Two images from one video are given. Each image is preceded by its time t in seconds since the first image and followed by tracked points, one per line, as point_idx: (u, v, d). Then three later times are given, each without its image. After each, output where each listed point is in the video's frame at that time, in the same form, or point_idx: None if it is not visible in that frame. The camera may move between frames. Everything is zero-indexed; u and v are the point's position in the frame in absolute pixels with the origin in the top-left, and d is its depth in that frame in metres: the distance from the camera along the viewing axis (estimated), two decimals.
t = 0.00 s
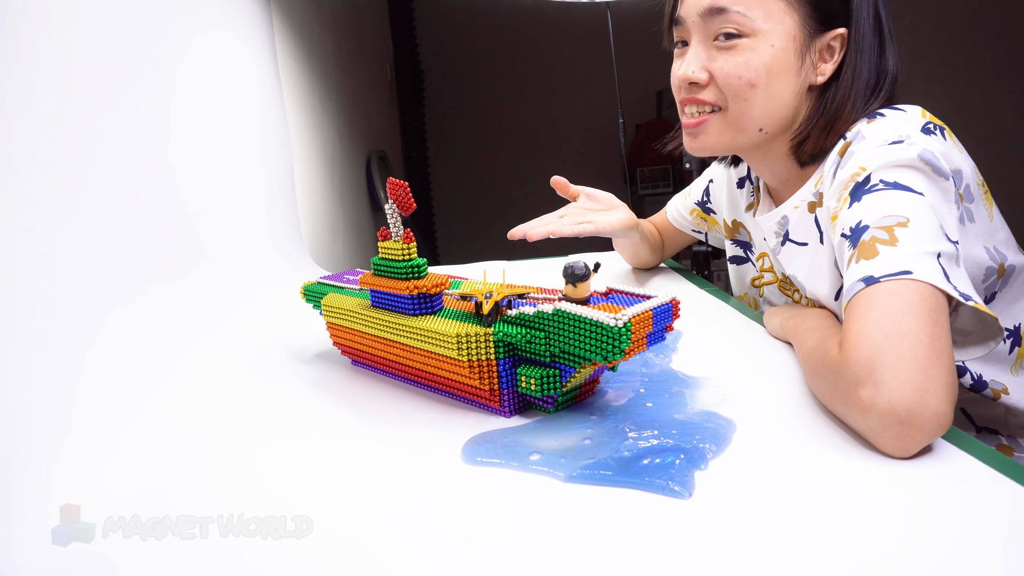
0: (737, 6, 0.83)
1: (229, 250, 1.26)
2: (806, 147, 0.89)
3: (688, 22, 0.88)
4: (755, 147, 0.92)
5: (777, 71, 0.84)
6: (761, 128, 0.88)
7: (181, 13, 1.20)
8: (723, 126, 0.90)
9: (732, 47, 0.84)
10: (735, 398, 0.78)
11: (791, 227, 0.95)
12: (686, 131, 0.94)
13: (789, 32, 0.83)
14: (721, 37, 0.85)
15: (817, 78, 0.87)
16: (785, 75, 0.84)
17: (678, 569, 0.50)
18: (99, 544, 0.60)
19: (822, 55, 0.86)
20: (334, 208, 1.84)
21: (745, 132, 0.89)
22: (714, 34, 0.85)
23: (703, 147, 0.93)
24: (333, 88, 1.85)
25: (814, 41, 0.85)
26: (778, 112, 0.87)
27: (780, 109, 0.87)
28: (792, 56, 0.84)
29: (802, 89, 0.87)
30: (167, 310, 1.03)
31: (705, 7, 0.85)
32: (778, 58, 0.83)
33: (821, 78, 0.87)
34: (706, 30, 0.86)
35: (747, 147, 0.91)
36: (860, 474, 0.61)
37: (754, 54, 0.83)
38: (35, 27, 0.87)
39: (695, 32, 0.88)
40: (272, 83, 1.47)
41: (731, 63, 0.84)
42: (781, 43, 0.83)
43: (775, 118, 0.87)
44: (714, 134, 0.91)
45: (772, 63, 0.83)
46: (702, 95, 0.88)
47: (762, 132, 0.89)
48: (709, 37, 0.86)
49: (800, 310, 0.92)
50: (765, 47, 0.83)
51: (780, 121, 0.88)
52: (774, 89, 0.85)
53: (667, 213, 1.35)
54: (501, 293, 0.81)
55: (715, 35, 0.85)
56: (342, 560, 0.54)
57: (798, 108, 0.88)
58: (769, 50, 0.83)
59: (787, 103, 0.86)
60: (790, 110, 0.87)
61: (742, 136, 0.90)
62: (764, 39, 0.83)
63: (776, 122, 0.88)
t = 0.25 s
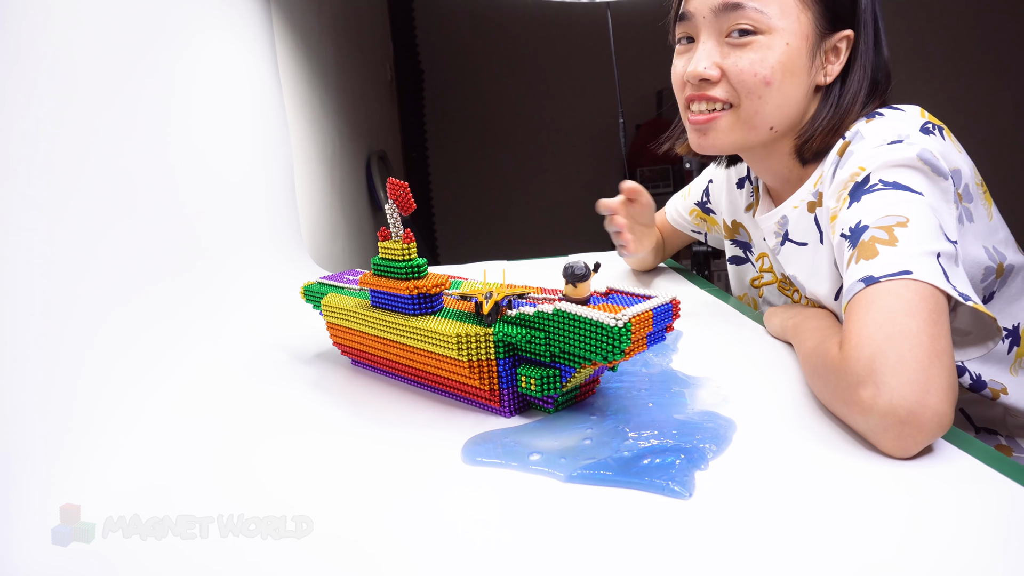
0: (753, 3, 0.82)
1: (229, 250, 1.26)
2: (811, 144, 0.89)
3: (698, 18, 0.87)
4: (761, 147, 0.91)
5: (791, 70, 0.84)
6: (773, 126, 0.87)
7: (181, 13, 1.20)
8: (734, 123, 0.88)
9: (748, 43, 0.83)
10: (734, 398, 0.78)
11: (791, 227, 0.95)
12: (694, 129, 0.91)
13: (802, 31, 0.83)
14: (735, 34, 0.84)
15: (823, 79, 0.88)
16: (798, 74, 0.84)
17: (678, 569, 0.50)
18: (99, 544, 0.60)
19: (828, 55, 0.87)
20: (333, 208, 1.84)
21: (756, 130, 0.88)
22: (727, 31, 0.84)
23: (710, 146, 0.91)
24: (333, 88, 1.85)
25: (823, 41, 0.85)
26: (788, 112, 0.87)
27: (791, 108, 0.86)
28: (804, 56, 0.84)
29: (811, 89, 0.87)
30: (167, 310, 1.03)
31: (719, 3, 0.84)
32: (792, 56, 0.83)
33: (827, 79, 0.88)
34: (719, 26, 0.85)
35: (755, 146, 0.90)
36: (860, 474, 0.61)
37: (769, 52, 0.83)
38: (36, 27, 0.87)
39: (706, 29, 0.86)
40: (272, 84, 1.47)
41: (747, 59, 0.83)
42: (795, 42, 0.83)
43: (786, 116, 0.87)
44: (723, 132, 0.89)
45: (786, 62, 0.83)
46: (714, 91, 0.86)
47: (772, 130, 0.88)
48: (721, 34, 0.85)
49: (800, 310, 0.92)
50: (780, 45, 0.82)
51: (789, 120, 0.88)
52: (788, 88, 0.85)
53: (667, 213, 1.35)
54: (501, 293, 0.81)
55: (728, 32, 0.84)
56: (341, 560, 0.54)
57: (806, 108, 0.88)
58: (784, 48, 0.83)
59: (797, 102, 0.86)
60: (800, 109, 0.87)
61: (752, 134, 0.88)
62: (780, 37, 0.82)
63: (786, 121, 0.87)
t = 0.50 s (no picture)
0: (752, 14, 0.82)
1: (229, 250, 1.26)
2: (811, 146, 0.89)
3: (696, 33, 0.86)
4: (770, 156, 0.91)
5: (795, 78, 0.84)
6: (781, 134, 0.87)
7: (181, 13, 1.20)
8: (743, 135, 0.88)
9: (751, 55, 0.83)
10: (735, 398, 0.78)
11: (790, 229, 0.95)
12: (704, 144, 0.90)
13: (802, 38, 0.83)
14: (736, 47, 0.83)
15: (822, 81, 0.88)
16: (801, 80, 0.84)
17: (677, 568, 0.50)
18: (99, 544, 0.60)
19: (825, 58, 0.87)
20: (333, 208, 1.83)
21: (765, 139, 0.87)
22: (728, 44, 0.84)
23: (721, 160, 0.91)
24: (333, 88, 1.85)
25: (821, 44, 0.86)
26: (794, 119, 0.87)
27: (797, 115, 0.86)
28: (806, 63, 0.84)
29: (812, 93, 0.87)
30: (167, 310, 1.03)
31: (717, 16, 0.83)
32: (794, 64, 0.83)
33: (825, 81, 0.88)
34: (718, 39, 0.84)
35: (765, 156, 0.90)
36: (860, 475, 0.61)
37: (773, 62, 0.82)
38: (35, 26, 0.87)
39: (705, 44, 0.86)
40: (272, 84, 1.47)
41: (752, 72, 0.83)
42: (796, 50, 0.83)
43: (793, 123, 0.87)
44: (733, 145, 0.89)
45: (790, 70, 0.83)
46: (721, 106, 0.86)
47: (780, 138, 0.88)
48: (722, 47, 0.85)
49: (799, 311, 0.92)
50: (783, 55, 0.82)
51: (795, 127, 0.88)
52: (793, 96, 0.85)
53: (668, 213, 1.35)
54: (501, 293, 0.81)
55: (729, 44, 0.84)
56: (341, 560, 0.54)
57: (810, 113, 0.88)
58: (787, 57, 0.83)
59: (802, 109, 0.86)
60: (805, 114, 0.88)
61: (761, 144, 0.88)
62: (782, 46, 0.82)
63: (794, 128, 0.87)
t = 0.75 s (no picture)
0: (742, 29, 0.81)
1: (229, 250, 1.26)
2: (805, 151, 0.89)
3: (686, 51, 0.85)
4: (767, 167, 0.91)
5: (788, 90, 0.84)
6: (778, 145, 0.87)
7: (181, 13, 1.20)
8: (740, 151, 0.87)
9: (745, 73, 0.82)
10: (735, 398, 0.78)
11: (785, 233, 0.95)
12: (703, 162, 0.90)
13: (791, 48, 0.83)
14: (728, 65, 0.83)
15: (814, 87, 0.88)
16: (794, 91, 0.84)
17: (677, 568, 0.50)
18: (99, 544, 0.60)
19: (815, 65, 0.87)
20: (333, 208, 1.83)
21: (762, 152, 0.87)
22: (719, 62, 0.83)
23: (721, 176, 0.90)
24: (333, 87, 1.85)
25: (811, 51, 0.86)
26: (789, 129, 0.87)
27: (792, 126, 0.86)
28: (797, 73, 0.84)
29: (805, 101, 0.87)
30: (167, 310, 1.03)
31: (706, 34, 0.82)
32: (786, 76, 0.83)
33: (817, 86, 0.88)
34: (709, 56, 0.83)
35: (763, 168, 0.90)
36: (860, 475, 0.61)
37: (765, 76, 0.82)
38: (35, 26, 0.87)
39: (696, 63, 0.85)
40: (272, 83, 1.47)
41: (746, 89, 0.82)
42: (787, 61, 0.83)
43: (789, 133, 0.87)
44: (732, 161, 0.88)
45: (783, 83, 0.83)
46: (718, 125, 0.85)
47: (777, 150, 0.88)
48: (713, 64, 0.84)
49: (798, 311, 0.92)
50: (775, 69, 0.82)
51: (791, 137, 0.88)
52: (788, 108, 0.84)
53: (668, 213, 1.35)
54: (501, 293, 0.81)
55: (720, 61, 0.83)
56: (341, 560, 0.54)
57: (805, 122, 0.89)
58: (779, 70, 0.82)
59: (797, 119, 0.87)
60: (799, 124, 0.88)
61: (759, 157, 0.88)
62: (773, 60, 0.82)
63: (790, 139, 0.87)
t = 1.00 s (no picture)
0: (736, 36, 0.81)
1: (229, 250, 1.26)
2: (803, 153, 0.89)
3: (681, 58, 0.85)
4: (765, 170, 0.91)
5: (783, 95, 0.84)
6: (775, 149, 0.87)
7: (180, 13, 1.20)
8: (738, 156, 0.87)
9: (740, 80, 0.82)
10: (734, 398, 0.78)
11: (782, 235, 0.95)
12: (700, 167, 0.90)
13: (786, 53, 0.83)
14: (723, 71, 0.83)
15: (810, 90, 0.88)
16: (791, 95, 0.84)
17: (677, 568, 0.50)
18: (99, 544, 0.60)
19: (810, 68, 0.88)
20: (333, 208, 1.83)
21: (760, 157, 0.87)
22: (715, 69, 0.83)
23: (718, 180, 0.91)
24: (333, 87, 1.85)
25: (806, 55, 0.86)
26: (786, 133, 0.87)
27: (789, 129, 0.87)
28: (793, 78, 0.84)
29: (802, 104, 0.87)
30: (167, 310, 1.03)
31: (701, 41, 0.82)
32: (782, 81, 0.83)
33: (813, 89, 0.88)
34: (705, 63, 0.83)
35: (760, 171, 0.90)
36: (860, 475, 0.61)
37: (761, 82, 0.82)
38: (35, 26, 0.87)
39: (691, 70, 0.85)
40: (272, 83, 1.47)
41: (742, 95, 0.82)
42: (782, 66, 0.83)
43: (785, 137, 0.87)
44: (729, 166, 0.88)
45: (778, 88, 0.83)
46: (714, 131, 0.85)
47: (775, 153, 0.88)
48: (708, 71, 0.84)
49: (797, 311, 0.92)
50: (770, 75, 0.82)
51: (788, 140, 0.88)
52: (784, 112, 0.84)
53: (668, 213, 1.35)
54: (502, 293, 0.81)
55: (716, 67, 0.83)
56: (340, 560, 0.54)
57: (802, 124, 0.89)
58: (774, 76, 0.82)
59: (793, 123, 0.87)
60: (796, 127, 0.88)
61: (756, 161, 0.88)
62: (768, 66, 0.82)
63: (787, 142, 0.88)
